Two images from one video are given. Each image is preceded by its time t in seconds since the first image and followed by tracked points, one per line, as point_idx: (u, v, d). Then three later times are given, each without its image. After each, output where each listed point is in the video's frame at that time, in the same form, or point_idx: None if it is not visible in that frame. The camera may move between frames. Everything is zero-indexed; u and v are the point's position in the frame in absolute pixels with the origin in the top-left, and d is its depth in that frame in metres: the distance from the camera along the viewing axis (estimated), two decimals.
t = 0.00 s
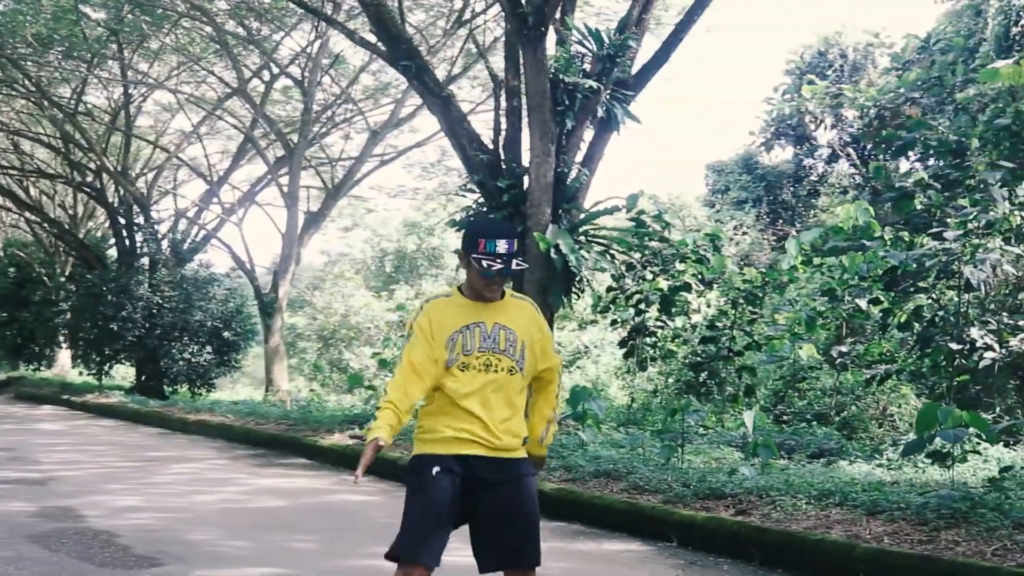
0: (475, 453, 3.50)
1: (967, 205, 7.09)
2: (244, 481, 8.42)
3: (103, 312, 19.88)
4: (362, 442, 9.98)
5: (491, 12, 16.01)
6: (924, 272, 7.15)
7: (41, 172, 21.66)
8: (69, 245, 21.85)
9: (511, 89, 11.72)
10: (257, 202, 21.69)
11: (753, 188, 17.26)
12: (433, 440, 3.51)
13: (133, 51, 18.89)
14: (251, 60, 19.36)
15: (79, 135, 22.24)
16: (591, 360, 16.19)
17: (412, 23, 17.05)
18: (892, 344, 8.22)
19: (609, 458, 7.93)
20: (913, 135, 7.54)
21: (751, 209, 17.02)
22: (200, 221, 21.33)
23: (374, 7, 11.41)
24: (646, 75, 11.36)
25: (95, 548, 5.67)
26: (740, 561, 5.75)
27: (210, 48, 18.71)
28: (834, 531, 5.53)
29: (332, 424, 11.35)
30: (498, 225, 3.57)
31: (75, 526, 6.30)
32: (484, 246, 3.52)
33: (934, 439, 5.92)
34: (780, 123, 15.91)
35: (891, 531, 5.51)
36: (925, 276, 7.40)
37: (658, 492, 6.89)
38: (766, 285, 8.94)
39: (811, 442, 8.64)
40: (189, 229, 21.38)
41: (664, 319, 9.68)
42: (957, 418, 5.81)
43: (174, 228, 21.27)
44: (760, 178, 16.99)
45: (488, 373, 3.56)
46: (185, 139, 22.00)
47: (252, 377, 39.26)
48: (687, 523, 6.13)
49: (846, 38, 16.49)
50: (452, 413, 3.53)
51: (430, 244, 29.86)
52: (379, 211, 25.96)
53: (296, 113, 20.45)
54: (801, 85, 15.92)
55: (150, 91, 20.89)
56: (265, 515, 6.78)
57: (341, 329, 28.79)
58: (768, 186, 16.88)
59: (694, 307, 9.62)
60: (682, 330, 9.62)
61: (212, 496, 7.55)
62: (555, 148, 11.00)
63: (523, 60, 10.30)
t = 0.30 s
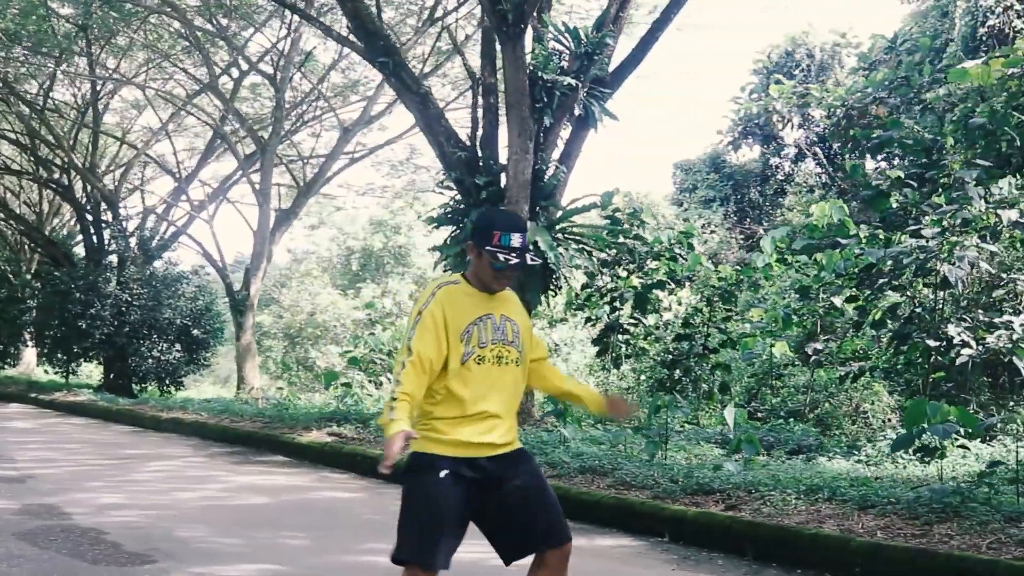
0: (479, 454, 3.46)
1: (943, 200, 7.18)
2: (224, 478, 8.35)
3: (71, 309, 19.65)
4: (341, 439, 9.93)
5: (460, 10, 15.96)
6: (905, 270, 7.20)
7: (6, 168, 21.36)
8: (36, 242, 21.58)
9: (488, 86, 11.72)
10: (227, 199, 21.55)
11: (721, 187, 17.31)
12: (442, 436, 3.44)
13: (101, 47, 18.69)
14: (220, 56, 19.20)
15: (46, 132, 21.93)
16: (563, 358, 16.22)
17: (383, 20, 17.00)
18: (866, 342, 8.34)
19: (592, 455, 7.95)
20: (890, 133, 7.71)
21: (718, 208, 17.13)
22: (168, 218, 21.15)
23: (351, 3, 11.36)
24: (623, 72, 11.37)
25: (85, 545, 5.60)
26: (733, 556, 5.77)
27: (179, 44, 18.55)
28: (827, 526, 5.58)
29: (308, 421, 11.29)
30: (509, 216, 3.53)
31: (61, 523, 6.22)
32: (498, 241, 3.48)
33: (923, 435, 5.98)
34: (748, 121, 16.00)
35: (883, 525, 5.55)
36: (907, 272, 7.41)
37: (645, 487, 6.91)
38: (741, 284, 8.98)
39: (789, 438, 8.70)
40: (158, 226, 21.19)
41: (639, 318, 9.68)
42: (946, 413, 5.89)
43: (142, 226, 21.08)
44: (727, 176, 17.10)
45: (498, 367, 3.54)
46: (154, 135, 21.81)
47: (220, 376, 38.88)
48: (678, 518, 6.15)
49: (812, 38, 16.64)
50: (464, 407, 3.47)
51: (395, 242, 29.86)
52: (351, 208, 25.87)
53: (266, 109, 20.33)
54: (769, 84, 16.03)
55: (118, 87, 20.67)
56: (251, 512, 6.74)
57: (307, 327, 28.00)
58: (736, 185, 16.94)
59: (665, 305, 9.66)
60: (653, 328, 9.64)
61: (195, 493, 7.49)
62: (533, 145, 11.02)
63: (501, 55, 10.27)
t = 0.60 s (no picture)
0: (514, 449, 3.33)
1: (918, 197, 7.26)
2: (202, 475, 8.28)
3: (36, 307, 19.39)
4: (318, 436, 9.87)
5: (428, 8, 15.93)
6: (881, 268, 7.29)
7: None
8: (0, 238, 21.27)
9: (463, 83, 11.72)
10: (195, 195, 21.38)
11: (686, 185, 17.59)
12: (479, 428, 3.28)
13: (64, 42, 18.44)
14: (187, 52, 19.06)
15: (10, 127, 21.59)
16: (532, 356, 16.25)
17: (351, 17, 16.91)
18: (838, 339, 8.33)
19: (572, 452, 7.95)
20: (865, 131, 8.12)
21: (684, 206, 17.23)
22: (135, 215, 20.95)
23: None
24: (599, 70, 11.36)
25: (70, 544, 5.52)
26: (724, 551, 5.74)
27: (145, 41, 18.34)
28: (817, 521, 5.57)
29: (283, 419, 11.22)
30: (529, 202, 3.37)
31: (43, 522, 6.14)
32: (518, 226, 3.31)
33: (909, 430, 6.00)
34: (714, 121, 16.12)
35: (873, 520, 5.55)
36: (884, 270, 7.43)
37: (630, 483, 6.92)
38: (713, 282, 9.12)
39: (766, 434, 8.74)
40: (124, 222, 20.98)
41: (611, 315, 9.62)
42: (932, 409, 5.92)
43: (108, 222, 20.86)
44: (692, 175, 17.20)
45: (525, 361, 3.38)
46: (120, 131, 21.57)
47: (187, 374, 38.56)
48: (666, 513, 6.13)
49: (777, 38, 16.76)
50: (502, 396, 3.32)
51: (360, 239, 30.17)
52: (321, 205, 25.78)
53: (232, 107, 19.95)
54: (735, 83, 16.13)
55: (83, 83, 20.42)
56: (236, 509, 6.68)
57: (273, 325, 27.42)
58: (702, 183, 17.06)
59: (636, 302, 9.57)
60: (625, 326, 9.57)
61: (176, 490, 7.42)
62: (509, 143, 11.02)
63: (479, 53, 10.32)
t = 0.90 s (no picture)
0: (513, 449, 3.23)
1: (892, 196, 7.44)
2: (177, 473, 8.21)
3: None
4: (291, 434, 9.80)
5: (396, 5, 15.82)
6: (854, 267, 7.51)
7: None
8: None
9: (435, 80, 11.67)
10: (161, 192, 21.16)
11: (651, 183, 17.53)
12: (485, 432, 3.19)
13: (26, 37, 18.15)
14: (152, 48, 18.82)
15: None
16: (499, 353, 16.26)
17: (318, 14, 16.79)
18: (806, 335, 8.25)
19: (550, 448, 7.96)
20: (837, 129, 8.24)
21: (649, 204, 17.28)
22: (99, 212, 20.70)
23: None
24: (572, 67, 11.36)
25: (52, 544, 5.44)
26: (711, 547, 5.73)
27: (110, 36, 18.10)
28: (804, 516, 5.58)
29: (255, 416, 11.13)
30: (515, 191, 3.25)
31: (21, 522, 6.05)
32: (506, 216, 3.20)
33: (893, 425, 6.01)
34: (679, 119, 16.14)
35: (861, 515, 5.57)
36: (856, 267, 7.60)
37: (613, 479, 6.94)
38: (684, 279, 9.08)
39: (741, 431, 8.76)
40: (88, 219, 20.73)
41: (580, 312, 9.51)
42: (915, 404, 5.93)
43: (71, 219, 20.60)
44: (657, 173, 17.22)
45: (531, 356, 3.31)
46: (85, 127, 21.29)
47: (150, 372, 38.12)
48: (652, 510, 6.12)
49: (742, 37, 16.83)
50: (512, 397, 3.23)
51: (324, 237, 30.12)
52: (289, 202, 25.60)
53: (198, 104, 19.61)
54: (701, 82, 16.22)
55: (46, 79, 20.13)
56: (218, 508, 6.62)
57: (234, 323, 27.20)
58: (666, 181, 17.14)
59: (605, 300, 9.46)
60: (593, 322, 9.45)
61: (152, 489, 7.35)
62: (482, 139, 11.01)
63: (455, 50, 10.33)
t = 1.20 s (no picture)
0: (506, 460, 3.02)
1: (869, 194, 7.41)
2: (153, 474, 8.13)
3: None
4: (268, 434, 9.73)
5: (367, 2, 15.73)
6: (829, 263, 7.53)
7: None
8: None
9: (410, 78, 11.63)
10: (132, 190, 20.95)
11: (622, 181, 17.35)
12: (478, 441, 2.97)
13: None
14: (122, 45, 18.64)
15: None
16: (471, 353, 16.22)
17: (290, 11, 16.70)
18: (783, 334, 8.28)
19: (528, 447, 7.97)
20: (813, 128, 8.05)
21: (621, 203, 17.30)
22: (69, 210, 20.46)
23: None
24: (547, 65, 11.36)
25: (32, 546, 5.36)
26: (698, 545, 5.74)
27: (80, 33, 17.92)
28: (791, 514, 5.60)
29: (231, 416, 11.04)
30: (498, 194, 3.08)
31: None
32: (494, 221, 3.02)
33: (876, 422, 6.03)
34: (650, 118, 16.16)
35: (847, 512, 5.60)
36: (832, 265, 7.68)
37: (594, 477, 6.94)
38: (659, 278, 8.86)
39: (721, 428, 8.80)
40: (57, 219, 20.47)
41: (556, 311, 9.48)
42: (899, 402, 5.95)
43: (40, 218, 20.34)
44: (629, 172, 17.22)
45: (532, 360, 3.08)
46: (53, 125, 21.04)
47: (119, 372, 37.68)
48: (637, 508, 6.13)
49: (713, 36, 16.91)
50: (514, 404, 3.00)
51: (294, 237, 29.81)
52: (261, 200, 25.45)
53: (167, 102, 19.55)
54: (672, 81, 16.27)
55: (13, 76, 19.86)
56: (199, 508, 6.56)
57: (204, 322, 27.11)
58: (638, 180, 17.12)
59: (580, 300, 9.48)
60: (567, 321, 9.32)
61: (129, 489, 7.26)
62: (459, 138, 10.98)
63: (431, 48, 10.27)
